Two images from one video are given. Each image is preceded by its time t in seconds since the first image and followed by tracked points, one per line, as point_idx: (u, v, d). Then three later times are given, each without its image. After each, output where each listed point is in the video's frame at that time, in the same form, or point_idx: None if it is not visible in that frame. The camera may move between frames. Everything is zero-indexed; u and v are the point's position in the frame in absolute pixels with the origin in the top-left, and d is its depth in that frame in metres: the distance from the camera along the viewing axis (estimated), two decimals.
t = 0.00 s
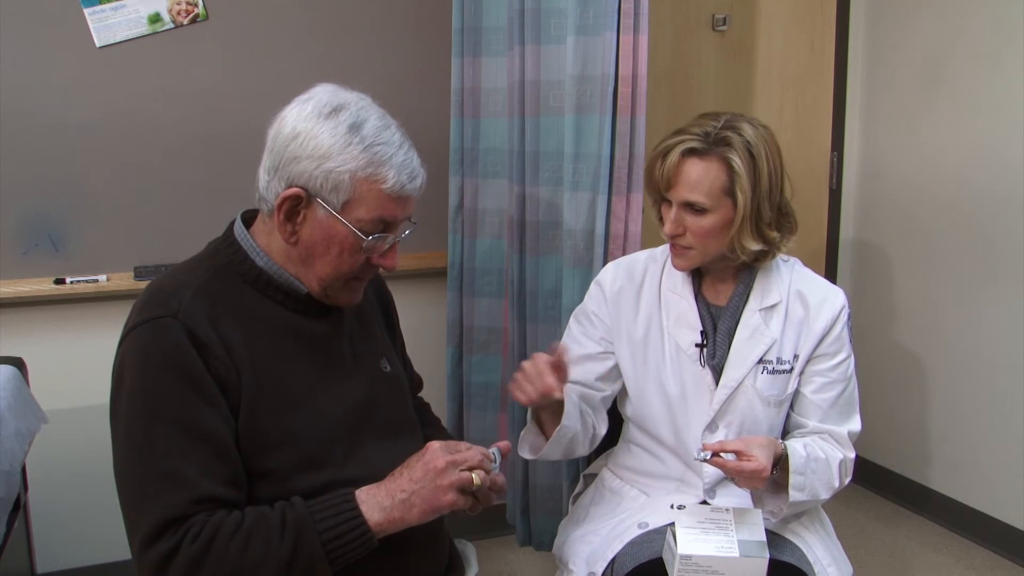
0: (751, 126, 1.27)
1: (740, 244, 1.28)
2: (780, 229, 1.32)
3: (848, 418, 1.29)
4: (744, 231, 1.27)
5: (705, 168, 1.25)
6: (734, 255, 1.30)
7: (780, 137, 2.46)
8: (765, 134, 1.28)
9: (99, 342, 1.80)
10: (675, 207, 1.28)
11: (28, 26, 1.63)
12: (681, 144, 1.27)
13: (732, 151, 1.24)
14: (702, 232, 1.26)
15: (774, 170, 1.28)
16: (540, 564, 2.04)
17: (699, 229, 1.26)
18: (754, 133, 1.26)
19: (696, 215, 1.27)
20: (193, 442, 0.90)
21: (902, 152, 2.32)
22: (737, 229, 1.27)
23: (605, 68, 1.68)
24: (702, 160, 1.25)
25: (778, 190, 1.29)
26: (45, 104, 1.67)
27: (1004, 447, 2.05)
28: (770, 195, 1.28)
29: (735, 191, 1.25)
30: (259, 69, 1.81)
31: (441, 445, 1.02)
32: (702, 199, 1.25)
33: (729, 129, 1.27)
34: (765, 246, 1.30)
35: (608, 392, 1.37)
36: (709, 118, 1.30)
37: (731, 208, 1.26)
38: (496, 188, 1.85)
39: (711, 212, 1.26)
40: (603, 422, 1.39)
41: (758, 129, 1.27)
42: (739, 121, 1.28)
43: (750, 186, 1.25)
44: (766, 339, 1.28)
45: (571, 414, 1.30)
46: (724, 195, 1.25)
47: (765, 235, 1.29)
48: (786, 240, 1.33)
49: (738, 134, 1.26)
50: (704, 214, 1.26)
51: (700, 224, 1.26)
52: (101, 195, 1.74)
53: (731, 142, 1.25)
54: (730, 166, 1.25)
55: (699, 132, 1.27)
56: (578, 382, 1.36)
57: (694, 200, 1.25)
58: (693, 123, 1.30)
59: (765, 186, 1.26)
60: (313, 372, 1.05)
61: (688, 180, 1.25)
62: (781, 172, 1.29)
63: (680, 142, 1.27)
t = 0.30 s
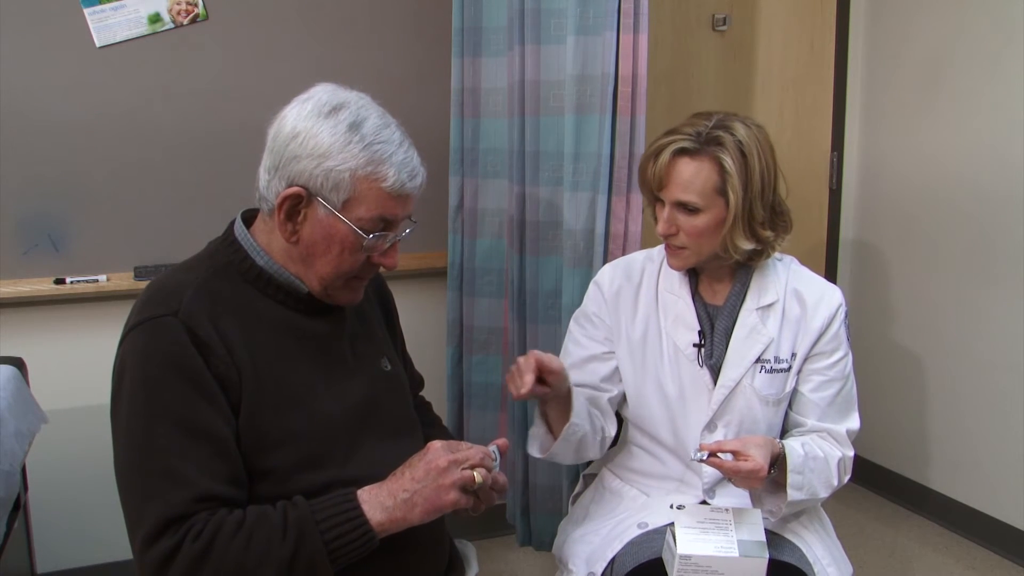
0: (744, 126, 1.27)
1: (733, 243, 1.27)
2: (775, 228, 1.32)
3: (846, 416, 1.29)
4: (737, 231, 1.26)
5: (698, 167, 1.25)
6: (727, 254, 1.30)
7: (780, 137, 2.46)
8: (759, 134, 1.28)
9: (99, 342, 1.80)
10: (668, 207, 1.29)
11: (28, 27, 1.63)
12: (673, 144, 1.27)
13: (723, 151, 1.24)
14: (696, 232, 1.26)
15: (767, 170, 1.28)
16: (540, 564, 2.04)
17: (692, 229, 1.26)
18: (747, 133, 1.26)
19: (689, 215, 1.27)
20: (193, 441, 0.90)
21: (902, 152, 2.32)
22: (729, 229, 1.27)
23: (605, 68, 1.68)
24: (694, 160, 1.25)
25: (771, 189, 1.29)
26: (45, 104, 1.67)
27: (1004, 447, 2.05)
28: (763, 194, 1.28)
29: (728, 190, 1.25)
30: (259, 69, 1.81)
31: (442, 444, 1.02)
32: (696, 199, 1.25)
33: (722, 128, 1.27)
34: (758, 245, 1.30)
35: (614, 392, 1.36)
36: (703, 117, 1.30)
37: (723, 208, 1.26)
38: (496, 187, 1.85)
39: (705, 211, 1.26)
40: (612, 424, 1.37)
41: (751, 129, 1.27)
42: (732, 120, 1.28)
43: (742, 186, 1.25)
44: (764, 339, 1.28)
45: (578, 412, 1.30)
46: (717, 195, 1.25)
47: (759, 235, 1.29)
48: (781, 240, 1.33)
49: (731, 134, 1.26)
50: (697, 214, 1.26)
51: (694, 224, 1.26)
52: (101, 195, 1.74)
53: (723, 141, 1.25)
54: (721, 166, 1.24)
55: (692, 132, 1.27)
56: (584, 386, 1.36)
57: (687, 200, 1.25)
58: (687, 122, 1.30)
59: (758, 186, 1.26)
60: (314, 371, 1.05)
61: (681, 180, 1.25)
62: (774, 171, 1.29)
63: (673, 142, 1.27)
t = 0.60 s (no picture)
0: (741, 127, 1.27)
1: (731, 244, 1.28)
2: (773, 228, 1.32)
3: (846, 415, 1.29)
4: (734, 232, 1.27)
5: (695, 168, 1.25)
6: (725, 255, 1.30)
7: (780, 137, 2.46)
8: (756, 135, 1.28)
9: (99, 342, 1.80)
10: (666, 207, 1.28)
11: (28, 27, 1.63)
12: (670, 145, 1.27)
13: (720, 152, 1.24)
14: (693, 233, 1.26)
15: (765, 171, 1.28)
16: (540, 564, 2.04)
17: (689, 229, 1.26)
18: (744, 134, 1.26)
19: (686, 215, 1.27)
20: (194, 441, 0.90)
21: (902, 152, 2.32)
22: (727, 230, 1.26)
23: (605, 68, 1.69)
24: (690, 161, 1.25)
25: (768, 190, 1.29)
26: (44, 104, 1.67)
27: (1003, 447, 2.05)
28: (760, 194, 1.28)
29: (724, 191, 1.25)
30: (259, 69, 1.81)
31: (441, 442, 1.03)
32: (692, 200, 1.25)
33: (719, 129, 1.27)
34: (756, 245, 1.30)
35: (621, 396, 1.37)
36: (700, 118, 1.30)
37: (720, 209, 1.26)
38: (496, 187, 1.85)
39: (702, 212, 1.26)
40: (623, 428, 1.37)
41: (749, 130, 1.27)
42: (729, 121, 1.28)
43: (738, 186, 1.25)
44: (763, 339, 1.28)
45: (598, 417, 1.30)
46: (714, 195, 1.25)
47: (758, 236, 1.29)
48: (779, 240, 1.33)
49: (728, 135, 1.26)
50: (694, 214, 1.26)
51: (690, 225, 1.26)
52: (101, 195, 1.74)
53: (720, 142, 1.25)
54: (718, 167, 1.24)
55: (689, 133, 1.27)
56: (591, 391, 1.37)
57: (684, 201, 1.25)
58: (684, 123, 1.30)
59: (755, 186, 1.26)
60: (314, 371, 1.05)
61: (678, 181, 1.25)
62: (772, 172, 1.29)
63: (670, 143, 1.27)
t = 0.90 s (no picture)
0: (739, 127, 1.27)
1: (730, 244, 1.28)
2: (773, 228, 1.32)
3: (847, 416, 1.29)
4: (733, 232, 1.26)
5: (693, 169, 1.25)
6: (724, 255, 1.30)
7: (780, 137, 2.46)
8: (755, 135, 1.28)
9: (99, 342, 1.80)
10: (665, 208, 1.28)
11: (29, 27, 1.63)
12: (668, 147, 1.27)
13: (718, 154, 1.24)
14: (692, 233, 1.26)
15: (764, 171, 1.28)
16: (540, 564, 2.04)
17: (688, 230, 1.26)
18: (742, 135, 1.26)
19: (684, 216, 1.27)
20: (194, 440, 0.90)
21: (902, 152, 2.32)
22: (725, 231, 1.26)
23: (605, 68, 1.69)
24: (688, 162, 1.25)
25: (767, 191, 1.29)
26: (44, 104, 1.67)
27: (1003, 447, 2.05)
28: (758, 194, 1.28)
29: (722, 192, 1.25)
30: (259, 69, 1.81)
31: (441, 441, 1.03)
32: (691, 201, 1.25)
33: (717, 129, 1.27)
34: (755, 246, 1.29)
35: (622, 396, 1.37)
36: (698, 119, 1.30)
37: (719, 209, 1.26)
38: (496, 187, 1.85)
39: (701, 213, 1.26)
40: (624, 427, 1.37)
41: (746, 131, 1.27)
42: (727, 121, 1.28)
43: (736, 188, 1.25)
44: (763, 339, 1.28)
45: (601, 416, 1.30)
46: (712, 196, 1.25)
47: (756, 236, 1.29)
48: (779, 240, 1.33)
49: (725, 136, 1.26)
50: (693, 215, 1.26)
51: (689, 225, 1.26)
52: (101, 195, 1.74)
53: (717, 144, 1.25)
54: (716, 168, 1.24)
55: (687, 133, 1.27)
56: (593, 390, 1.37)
57: (683, 202, 1.25)
58: (683, 124, 1.30)
59: (753, 187, 1.26)
60: (313, 370, 1.05)
61: (677, 182, 1.25)
62: (771, 172, 1.29)
63: (668, 144, 1.27)
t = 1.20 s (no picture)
0: (738, 127, 1.27)
1: (729, 244, 1.28)
2: (772, 228, 1.32)
3: (847, 416, 1.29)
4: (731, 233, 1.27)
5: (691, 169, 1.25)
6: (724, 255, 1.30)
7: (780, 136, 2.46)
8: (753, 135, 1.27)
9: (99, 342, 1.80)
10: (663, 208, 1.29)
11: (29, 27, 1.63)
12: (666, 147, 1.27)
13: (716, 154, 1.24)
14: (691, 233, 1.26)
15: (762, 171, 1.28)
16: (540, 565, 2.04)
17: (687, 230, 1.26)
18: (741, 134, 1.26)
19: (683, 216, 1.27)
20: (196, 439, 0.90)
21: (902, 152, 2.32)
22: (723, 231, 1.27)
23: (605, 68, 1.69)
24: (687, 162, 1.26)
25: (765, 191, 1.29)
26: (44, 105, 1.67)
27: (1003, 447, 2.05)
28: (756, 194, 1.28)
29: (721, 193, 1.25)
30: (259, 68, 1.81)
31: (442, 441, 1.03)
32: (689, 202, 1.25)
33: (715, 129, 1.27)
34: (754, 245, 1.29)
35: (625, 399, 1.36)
36: (697, 119, 1.30)
37: (718, 209, 1.26)
38: (496, 187, 1.85)
39: (700, 213, 1.26)
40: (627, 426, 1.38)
41: (746, 131, 1.27)
42: (726, 121, 1.28)
43: (735, 187, 1.25)
44: (763, 339, 1.28)
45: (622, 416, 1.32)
46: (711, 196, 1.25)
47: (755, 236, 1.29)
48: (778, 240, 1.32)
49: (724, 136, 1.26)
50: (692, 215, 1.26)
51: (688, 225, 1.26)
52: (101, 195, 1.74)
53: (716, 144, 1.25)
54: (714, 168, 1.24)
55: (685, 133, 1.28)
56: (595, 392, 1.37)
57: (682, 202, 1.25)
58: (682, 125, 1.30)
59: (751, 185, 1.26)
60: (314, 370, 1.05)
61: (676, 183, 1.25)
62: (769, 172, 1.29)
63: (666, 144, 1.28)
